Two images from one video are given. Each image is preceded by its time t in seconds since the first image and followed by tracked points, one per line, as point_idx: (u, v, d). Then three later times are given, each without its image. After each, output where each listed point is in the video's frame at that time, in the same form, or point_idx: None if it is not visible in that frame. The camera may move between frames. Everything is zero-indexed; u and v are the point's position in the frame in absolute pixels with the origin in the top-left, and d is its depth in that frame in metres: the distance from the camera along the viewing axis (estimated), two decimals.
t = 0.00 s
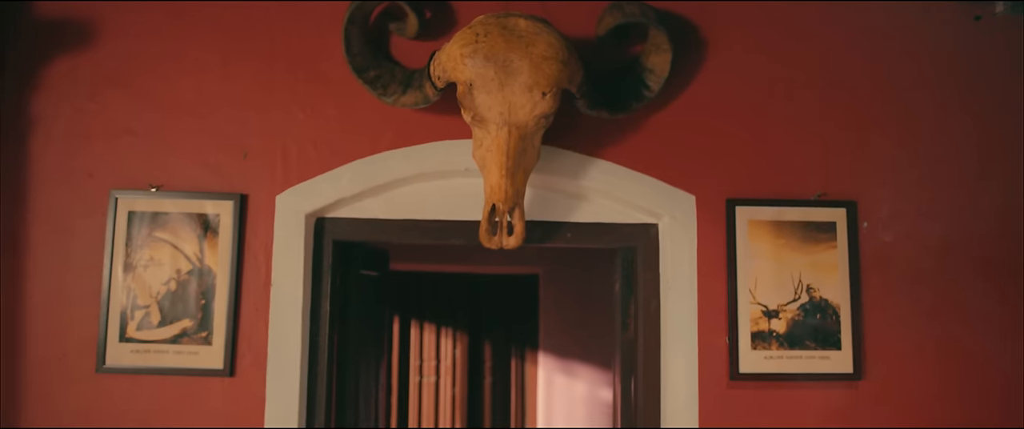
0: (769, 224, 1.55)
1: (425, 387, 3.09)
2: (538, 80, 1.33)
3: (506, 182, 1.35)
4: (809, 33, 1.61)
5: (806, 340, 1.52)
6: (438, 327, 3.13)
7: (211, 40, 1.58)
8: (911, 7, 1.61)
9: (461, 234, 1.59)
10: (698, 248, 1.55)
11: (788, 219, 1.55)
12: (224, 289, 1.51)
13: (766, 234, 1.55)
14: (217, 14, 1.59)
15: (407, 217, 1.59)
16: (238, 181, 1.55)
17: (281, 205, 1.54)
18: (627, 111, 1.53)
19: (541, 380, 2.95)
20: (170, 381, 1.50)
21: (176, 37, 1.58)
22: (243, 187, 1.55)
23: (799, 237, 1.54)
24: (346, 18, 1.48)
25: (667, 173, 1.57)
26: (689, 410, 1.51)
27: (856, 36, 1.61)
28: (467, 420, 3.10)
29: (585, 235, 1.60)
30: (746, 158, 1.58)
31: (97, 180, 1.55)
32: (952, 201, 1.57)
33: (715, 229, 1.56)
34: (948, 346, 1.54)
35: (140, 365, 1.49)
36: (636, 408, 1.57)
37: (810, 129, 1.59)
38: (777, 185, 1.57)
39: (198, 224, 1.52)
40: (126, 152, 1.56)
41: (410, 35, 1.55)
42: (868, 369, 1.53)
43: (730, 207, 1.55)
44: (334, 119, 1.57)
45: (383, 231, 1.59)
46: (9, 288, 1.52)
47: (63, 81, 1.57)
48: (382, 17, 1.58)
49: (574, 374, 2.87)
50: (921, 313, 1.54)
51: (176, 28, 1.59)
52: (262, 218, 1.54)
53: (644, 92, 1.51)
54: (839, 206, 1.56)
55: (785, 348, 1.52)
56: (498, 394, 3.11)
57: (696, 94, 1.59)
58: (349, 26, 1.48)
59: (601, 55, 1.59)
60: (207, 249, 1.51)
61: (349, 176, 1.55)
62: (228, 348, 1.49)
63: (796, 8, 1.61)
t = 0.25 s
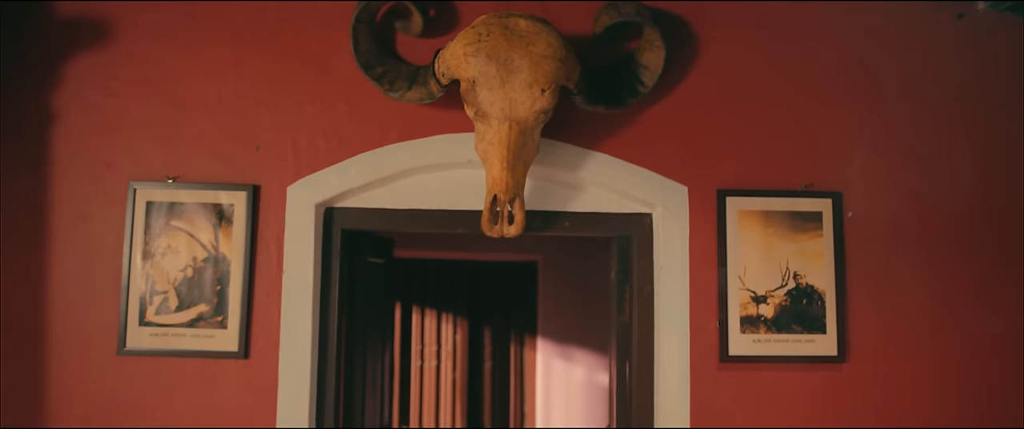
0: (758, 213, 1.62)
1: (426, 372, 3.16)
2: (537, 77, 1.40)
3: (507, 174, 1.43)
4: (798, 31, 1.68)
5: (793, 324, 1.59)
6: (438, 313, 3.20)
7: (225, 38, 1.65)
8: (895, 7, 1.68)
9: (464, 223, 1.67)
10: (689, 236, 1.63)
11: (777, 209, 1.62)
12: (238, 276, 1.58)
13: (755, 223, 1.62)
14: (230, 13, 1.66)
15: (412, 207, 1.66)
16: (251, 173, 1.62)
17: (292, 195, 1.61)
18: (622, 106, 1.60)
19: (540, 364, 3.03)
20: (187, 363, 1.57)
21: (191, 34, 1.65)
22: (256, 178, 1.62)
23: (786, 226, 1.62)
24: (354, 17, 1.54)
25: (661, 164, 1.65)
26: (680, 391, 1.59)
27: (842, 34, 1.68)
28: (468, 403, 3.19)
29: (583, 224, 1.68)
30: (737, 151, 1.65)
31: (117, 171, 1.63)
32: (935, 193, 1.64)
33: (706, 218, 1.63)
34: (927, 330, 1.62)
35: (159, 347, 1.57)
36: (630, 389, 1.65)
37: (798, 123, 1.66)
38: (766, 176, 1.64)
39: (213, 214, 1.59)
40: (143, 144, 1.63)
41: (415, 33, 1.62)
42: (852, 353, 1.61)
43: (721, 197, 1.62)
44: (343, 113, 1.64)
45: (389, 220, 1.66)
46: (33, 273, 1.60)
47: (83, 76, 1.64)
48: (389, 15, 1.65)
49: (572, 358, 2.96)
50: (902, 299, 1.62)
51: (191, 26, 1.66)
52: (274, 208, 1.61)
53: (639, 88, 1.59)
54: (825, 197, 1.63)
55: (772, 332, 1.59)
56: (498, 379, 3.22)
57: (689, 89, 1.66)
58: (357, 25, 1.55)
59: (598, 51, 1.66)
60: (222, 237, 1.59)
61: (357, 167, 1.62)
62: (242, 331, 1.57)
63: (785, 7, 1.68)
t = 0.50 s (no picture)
0: (748, 204, 1.69)
1: (428, 357, 3.35)
2: (536, 75, 1.47)
3: (508, 167, 1.50)
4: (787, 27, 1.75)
5: (781, 310, 1.67)
6: (440, 300, 3.38)
7: (236, 36, 1.72)
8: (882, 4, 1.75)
9: (467, 213, 1.74)
10: (682, 226, 1.70)
11: (766, 200, 1.69)
12: (251, 264, 1.65)
13: (744, 214, 1.69)
14: (242, 11, 1.72)
15: (417, 198, 1.74)
16: (262, 165, 1.69)
17: (302, 186, 1.68)
18: (618, 101, 1.67)
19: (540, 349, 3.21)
20: (202, 347, 1.65)
21: (203, 32, 1.72)
22: (267, 171, 1.69)
23: (775, 216, 1.69)
24: (361, 16, 1.61)
25: (656, 157, 1.72)
26: (673, 373, 1.67)
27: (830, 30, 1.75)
28: (469, 388, 3.35)
29: (580, 214, 1.75)
30: (728, 144, 1.72)
31: (133, 163, 1.70)
32: (919, 184, 1.71)
33: (698, 208, 1.70)
34: (909, 315, 1.70)
35: (175, 332, 1.65)
36: (625, 372, 1.72)
37: (787, 118, 1.73)
38: (756, 168, 1.72)
39: (226, 205, 1.66)
40: (158, 138, 1.70)
41: (419, 31, 1.68)
42: (837, 337, 1.68)
43: (713, 189, 1.70)
44: (350, 108, 1.71)
45: (395, 210, 1.74)
46: (54, 261, 1.67)
47: (100, 73, 1.71)
48: (394, 14, 1.71)
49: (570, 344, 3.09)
50: (885, 286, 1.70)
51: (204, 24, 1.72)
52: (285, 199, 1.68)
53: (634, 84, 1.65)
54: (812, 188, 1.70)
55: (761, 317, 1.67)
56: (498, 364, 3.33)
57: (683, 85, 1.73)
58: (363, 24, 1.62)
59: (594, 49, 1.73)
60: (234, 227, 1.66)
61: (364, 160, 1.70)
62: (255, 316, 1.64)
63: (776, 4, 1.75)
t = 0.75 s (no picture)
0: (736, 194, 1.77)
1: (429, 343, 3.45)
2: (534, 71, 1.54)
3: (507, 159, 1.58)
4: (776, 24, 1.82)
5: (767, 295, 1.75)
6: (442, 287, 3.48)
7: (246, 32, 1.79)
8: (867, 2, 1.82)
9: (468, 203, 1.81)
10: (673, 215, 1.78)
11: (754, 190, 1.77)
12: (261, 251, 1.73)
13: (732, 203, 1.77)
14: (251, 9, 1.80)
15: (419, 188, 1.81)
16: (271, 157, 1.77)
17: (309, 177, 1.76)
18: (612, 96, 1.74)
19: (537, 337, 3.33)
20: (215, 331, 1.73)
21: (214, 29, 1.79)
22: (276, 162, 1.76)
23: (762, 206, 1.76)
24: (365, 14, 1.68)
25: (648, 149, 1.79)
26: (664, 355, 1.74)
27: (817, 26, 1.82)
28: (469, 372, 3.43)
29: (576, 203, 1.82)
30: (718, 136, 1.80)
31: (148, 155, 1.77)
32: (901, 175, 1.79)
33: (688, 198, 1.78)
34: (892, 300, 1.77)
35: (189, 316, 1.73)
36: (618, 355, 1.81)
37: (775, 111, 1.80)
38: (744, 160, 1.79)
39: (237, 195, 1.74)
40: (171, 131, 1.78)
41: (421, 28, 1.75)
42: (820, 321, 1.76)
43: (702, 179, 1.77)
44: (355, 102, 1.78)
45: (399, 200, 1.81)
46: (72, 249, 1.75)
47: (114, 68, 1.78)
48: (397, 11, 1.78)
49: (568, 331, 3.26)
50: (867, 272, 1.78)
51: (214, 21, 1.79)
52: (293, 189, 1.76)
53: (627, 79, 1.72)
54: (799, 179, 1.78)
55: (748, 302, 1.74)
56: (498, 350, 3.43)
57: (675, 79, 1.80)
58: (368, 21, 1.69)
59: (590, 45, 1.80)
60: (245, 216, 1.74)
61: (368, 152, 1.77)
62: (265, 301, 1.72)
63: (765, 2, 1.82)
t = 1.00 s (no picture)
0: (724, 184, 1.84)
1: (431, 330, 3.53)
2: (530, 67, 1.62)
3: (504, 150, 1.65)
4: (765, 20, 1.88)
5: (754, 281, 1.82)
6: (443, 275, 3.55)
7: (254, 29, 1.86)
8: None
9: (467, 192, 1.89)
10: (664, 204, 1.86)
11: (741, 180, 1.84)
12: (270, 238, 1.81)
13: (721, 193, 1.84)
14: (258, 6, 1.87)
15: (420, 178, 1.88)
16: (278, 148, 1.84)
17: (315, 168, 1.83)
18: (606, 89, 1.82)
19: (536, 323, 3.39)
20: (226, 315, 1.81)
21: (224, 26, 1.86)
22: (283, 153, 1.84)
23: (750, 195, 1.84)
24: (369, 12, 1.75)
25: (640, 141, 1.87)
26: (655, 337, 1.83)
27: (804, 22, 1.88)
28: (470, 359, 3.50)
29: (570, 193, 1.90)
30: (708, 128, 1.87)
31: (161, 147, 1.85)
32: (887, 167, 1.86)
33: (679, 187, 1.86)
34: (874, 286, 1.85)
35: (201, 301, 1.80)
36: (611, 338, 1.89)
37: (764, 104, 1.87)
38: (733, 151, 1.87)
39: (246, 185, 1.82)
40: (183, 124, 1.85)
41: (423, 24, 1.82)
42: (806, 305, 1.84)
43: (692, 170, 1.85)
44: (359, 96, 1.86)
45: (401, 189, 1.89)
46: (87, 237, 1.82)
47: (128, 63, 1.85)
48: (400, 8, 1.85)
49: (566, 317, 3.35)
50: (850, 259, 1.85)
51: (224, 18, 1.86)
52: (300, 179, 1.84)
53: (620, 74, 1.80)
54: (785, 170, 1.85)
55: (736, 287, 1.82)
56: (497, 336, 3.51)
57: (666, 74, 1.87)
58: (371, 19, 1.76)
59: (585, 40, 1.87)
60: (254, 205, 1.81)
61: (372, 144, 1.85)
62: (273, 286, 1.80)
63: None
